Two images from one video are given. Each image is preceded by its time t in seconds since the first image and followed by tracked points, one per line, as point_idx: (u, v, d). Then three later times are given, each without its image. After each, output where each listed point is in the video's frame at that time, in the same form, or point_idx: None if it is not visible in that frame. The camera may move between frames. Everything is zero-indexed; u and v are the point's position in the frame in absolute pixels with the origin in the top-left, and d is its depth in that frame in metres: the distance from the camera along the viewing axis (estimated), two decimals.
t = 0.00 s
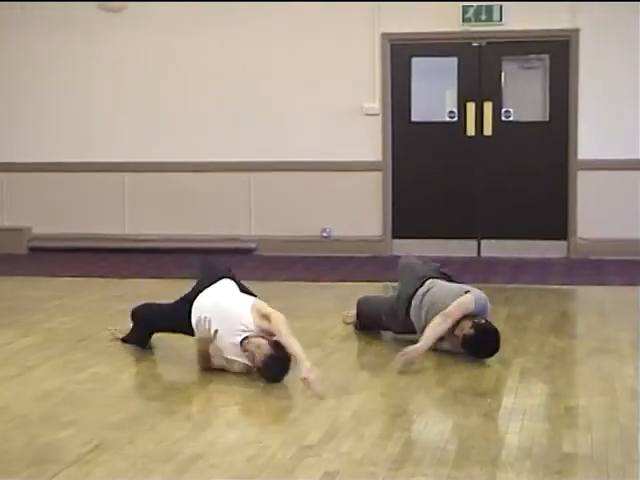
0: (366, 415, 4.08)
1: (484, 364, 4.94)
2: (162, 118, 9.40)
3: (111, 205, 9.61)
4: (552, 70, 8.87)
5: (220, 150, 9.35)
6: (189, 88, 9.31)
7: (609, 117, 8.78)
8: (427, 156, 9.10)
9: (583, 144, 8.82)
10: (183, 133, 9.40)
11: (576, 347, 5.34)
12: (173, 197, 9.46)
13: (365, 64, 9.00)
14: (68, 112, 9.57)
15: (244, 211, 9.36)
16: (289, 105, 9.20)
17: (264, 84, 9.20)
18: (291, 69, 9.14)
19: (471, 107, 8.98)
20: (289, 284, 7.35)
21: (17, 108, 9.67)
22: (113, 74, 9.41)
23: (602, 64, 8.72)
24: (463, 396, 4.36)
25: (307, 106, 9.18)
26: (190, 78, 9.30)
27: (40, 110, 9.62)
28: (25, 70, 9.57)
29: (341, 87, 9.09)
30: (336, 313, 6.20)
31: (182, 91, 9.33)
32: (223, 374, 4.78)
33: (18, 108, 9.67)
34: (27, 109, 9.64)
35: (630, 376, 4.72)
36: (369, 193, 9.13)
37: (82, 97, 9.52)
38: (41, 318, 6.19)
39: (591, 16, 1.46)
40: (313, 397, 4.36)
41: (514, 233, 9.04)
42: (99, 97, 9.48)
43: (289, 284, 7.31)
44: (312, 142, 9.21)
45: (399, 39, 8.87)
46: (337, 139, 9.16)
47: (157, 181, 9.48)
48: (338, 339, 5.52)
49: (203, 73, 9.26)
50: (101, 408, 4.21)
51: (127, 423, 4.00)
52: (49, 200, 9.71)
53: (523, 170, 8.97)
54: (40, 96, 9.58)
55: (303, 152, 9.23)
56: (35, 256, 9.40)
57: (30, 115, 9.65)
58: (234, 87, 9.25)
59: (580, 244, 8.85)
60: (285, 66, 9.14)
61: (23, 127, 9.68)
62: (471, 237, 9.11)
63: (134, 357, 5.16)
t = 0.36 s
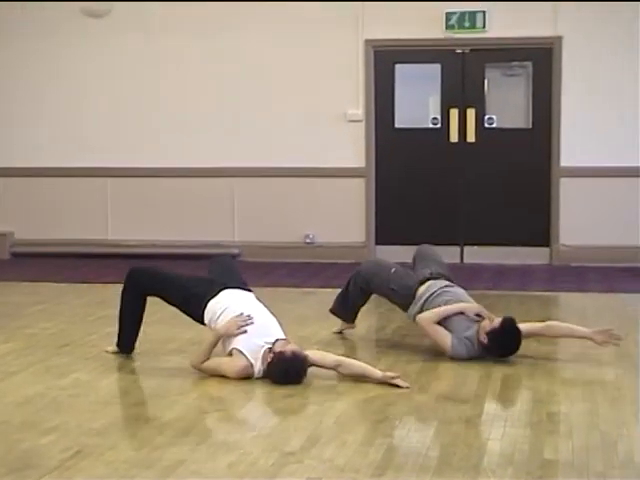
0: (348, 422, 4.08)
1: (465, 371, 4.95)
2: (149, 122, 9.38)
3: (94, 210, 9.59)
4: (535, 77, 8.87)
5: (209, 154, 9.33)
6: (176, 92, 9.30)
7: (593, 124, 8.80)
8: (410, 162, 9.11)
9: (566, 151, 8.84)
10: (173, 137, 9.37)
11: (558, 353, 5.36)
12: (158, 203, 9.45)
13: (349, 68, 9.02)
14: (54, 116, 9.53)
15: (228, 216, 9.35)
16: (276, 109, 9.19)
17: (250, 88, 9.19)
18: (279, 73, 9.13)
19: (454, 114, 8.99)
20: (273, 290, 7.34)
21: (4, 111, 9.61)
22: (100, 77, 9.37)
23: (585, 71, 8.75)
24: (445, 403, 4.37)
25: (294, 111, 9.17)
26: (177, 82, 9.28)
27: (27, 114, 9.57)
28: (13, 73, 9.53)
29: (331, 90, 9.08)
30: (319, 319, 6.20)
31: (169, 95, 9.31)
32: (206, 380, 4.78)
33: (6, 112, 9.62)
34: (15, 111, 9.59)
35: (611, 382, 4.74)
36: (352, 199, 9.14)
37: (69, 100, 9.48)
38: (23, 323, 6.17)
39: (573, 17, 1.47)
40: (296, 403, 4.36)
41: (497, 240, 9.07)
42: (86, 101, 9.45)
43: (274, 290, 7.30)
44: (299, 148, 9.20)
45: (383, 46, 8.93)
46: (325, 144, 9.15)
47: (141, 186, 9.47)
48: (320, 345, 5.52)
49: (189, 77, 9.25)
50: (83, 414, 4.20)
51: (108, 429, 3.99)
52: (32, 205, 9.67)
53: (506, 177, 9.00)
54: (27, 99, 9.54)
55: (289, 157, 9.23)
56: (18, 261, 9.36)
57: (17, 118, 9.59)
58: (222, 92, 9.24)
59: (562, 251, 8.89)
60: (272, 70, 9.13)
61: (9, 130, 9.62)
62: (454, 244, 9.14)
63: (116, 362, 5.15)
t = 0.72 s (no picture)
0: (332, 423, 4.09)
1: (450, 371, 4.96)
2: (134, 123, 9.38)
3: (77, 211, 9.56)
4: (519, 79, 8.89)
5: (195, 155, 9.33)
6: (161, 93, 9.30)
7: (578, 127, 8.84)
8: (395, 163, 9.12)
9: (549, 153, 8.88)
10: (161, 138, 9.36)
11: (541, 354, 5.37)
12: (142, 204, 9.44)
13: (334, 70, 9.03)
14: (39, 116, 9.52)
15: (212, 217, 9.34)
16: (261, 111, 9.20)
17: (235, 90, 9.20)
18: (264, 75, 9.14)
19: (438, 115, 9.00)
20: (257, 291, 7.34)
21: None
22: (86, 78, 9.37)
23: (569, 73, 8.78)
24: (428, 404, 4.38)
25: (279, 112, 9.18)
26: (163, 83, 9.28)
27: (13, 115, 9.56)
28: None
29: (320, 92, 9.08)
30: (303, 320, 6.20)
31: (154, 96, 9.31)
32: (189, 381, 4.78)
33: None
34: None
35: (594, 384, 4.75)
36: (336, 200, 9.14)
37: (54, 101, 9.47)
38: (6, 323, 6.16)
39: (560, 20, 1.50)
40: (279, 404, 4.37)
41: (480, 241, 9.08)
42: (72, 102, 9.44)
43: (258, 291, 7.30)
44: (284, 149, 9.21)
45: (368, 47, 8.94)
46: (311, 146, 9.16)
47: (125, 187, 9.44)
48: (304, 346, 5.52)
49: (175, 78, 9.25)
50: (66, 415, 4.20)
51: (91, 430, 3.99)
52: (16, 206, 9.65)
53: (490, 178, 9.01)
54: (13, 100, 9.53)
55: (274, 158, 9.24)
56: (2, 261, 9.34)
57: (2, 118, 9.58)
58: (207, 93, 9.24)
59: (545, 252, 8.90)
60: (257, 71, 9.14)
61: None
62: (438, 245, 9.15)
63: (100, 363, 5.15)
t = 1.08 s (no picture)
0: (320, 422, 4.08)
1: (438, 370, 4.97)
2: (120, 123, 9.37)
3: (65, 210, 9.54)
4: (507, 78, 8.90)
5: (181, 154, 9.32)
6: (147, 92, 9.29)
7: (565, 125, 8.85)
8: (383, 163, 9.12)
9: (537, 152, 8.88)
10: (148, 137, 9.35)
11: (529, 353, 5.38)
12: (130, 204, 9.42)
13: (320, 68, 9.03)
14: (25, 116, 9.50)
15: (200, 217, 9.33)
16: (247, 110, 9.19)
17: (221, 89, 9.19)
18: (249, 74, 9.14)
19: (426, 114, 9.00)
20: (246, 290, 7.34)
21: None
22: (72, 78, 9.36)
23: (555, 71, 8.79)
24: (417, 402, 4.38)
25: (265, 112, 9.18)
26: (149, 83, 9.27)
27: None
28: None
29: (307, 90, 9.08)
30: (291, 320, 6.20)
31: (140, 95, 9.30)
32: (177, 381, 4.77)
33: None
34: None
35: (582, 382, 4.76)
36: (325, 199, 9.14)
37: (40, 101, 9.45)
38: None
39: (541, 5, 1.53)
40: (267, 403, 4.37)
41: (469, 241, 9.09)
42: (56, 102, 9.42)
43: (246, 291, 7.30)
44: (271, 149, 9.21)
45: (355, 47, 8.97)
46: (299, 145, 9.16)
47: (113, 186, 9.43)
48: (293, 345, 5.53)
49: (161, 77, 9.24)
50: (54, 415, 4.19)
51: (79, 429, 3.99)
52: (4, 206, 9.62)
53: (478, 178, 9.03)
54: None
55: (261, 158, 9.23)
56: None
57: None
58: (193, 93, 9.23)
59: (533, 252, 8.92)
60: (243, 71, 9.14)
61: None
62: (426, 244, 9.15)
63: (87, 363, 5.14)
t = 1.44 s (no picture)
0: (342, 420, 4.08)
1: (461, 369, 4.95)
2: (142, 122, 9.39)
3: (87, 209, 9.56)
4: (529, 75, 8.89)
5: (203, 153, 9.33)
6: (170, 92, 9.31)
7: (587, 123, 8.82)
8: (405, 161, 9.10)
9: (559, 151, 8.87)
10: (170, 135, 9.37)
11: (552, 352, 5.36)
12: (152, 202, 9.43)
13: (343, 68, 9.04)
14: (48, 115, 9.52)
15: (221, 215, 9.34)
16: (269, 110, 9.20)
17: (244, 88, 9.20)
18: (270, 74, 9.15)
19: (448, 112, 8.99)
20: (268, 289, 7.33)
21: None
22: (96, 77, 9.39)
23: (577, 70, 8.78)
24: (439, 401, 4.37)
25: (287, 111, 9.18)
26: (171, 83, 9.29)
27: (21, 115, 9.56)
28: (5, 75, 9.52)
29: (328, 88, 9.08)
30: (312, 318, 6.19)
31: (163, 96, 9.33)
32: (199, 379, 4.78)
33: None
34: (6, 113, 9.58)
35: (605, 382, 4.74)
36: (346, 197, 9.13)
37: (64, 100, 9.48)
38: (17, 322, 6.17)
39: None
40: (290, 402, 4.37)
41: (491, 239, 9.06)
42: (79, 102, 9.45)
43: (268, 290, 7.29)
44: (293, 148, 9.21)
45: (377, 44, 8.97)
46: (321, 143, 9.16)
47: (135, 184, 9.44)
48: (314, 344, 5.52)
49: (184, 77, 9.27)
50: (77, 413, 4.20)
51: (102, 428, 3.99)
52: (26, 204, 9.65)
53: (500, 176, 9.00)
54: (19, 100, 9.54)
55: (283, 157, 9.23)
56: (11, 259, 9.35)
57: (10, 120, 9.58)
58: (215, 93, 9.25)
59: (556, 249, 8.88)
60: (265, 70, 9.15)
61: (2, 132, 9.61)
62: (448, 242, 9.12)
63: (110, 361, 5.15)
